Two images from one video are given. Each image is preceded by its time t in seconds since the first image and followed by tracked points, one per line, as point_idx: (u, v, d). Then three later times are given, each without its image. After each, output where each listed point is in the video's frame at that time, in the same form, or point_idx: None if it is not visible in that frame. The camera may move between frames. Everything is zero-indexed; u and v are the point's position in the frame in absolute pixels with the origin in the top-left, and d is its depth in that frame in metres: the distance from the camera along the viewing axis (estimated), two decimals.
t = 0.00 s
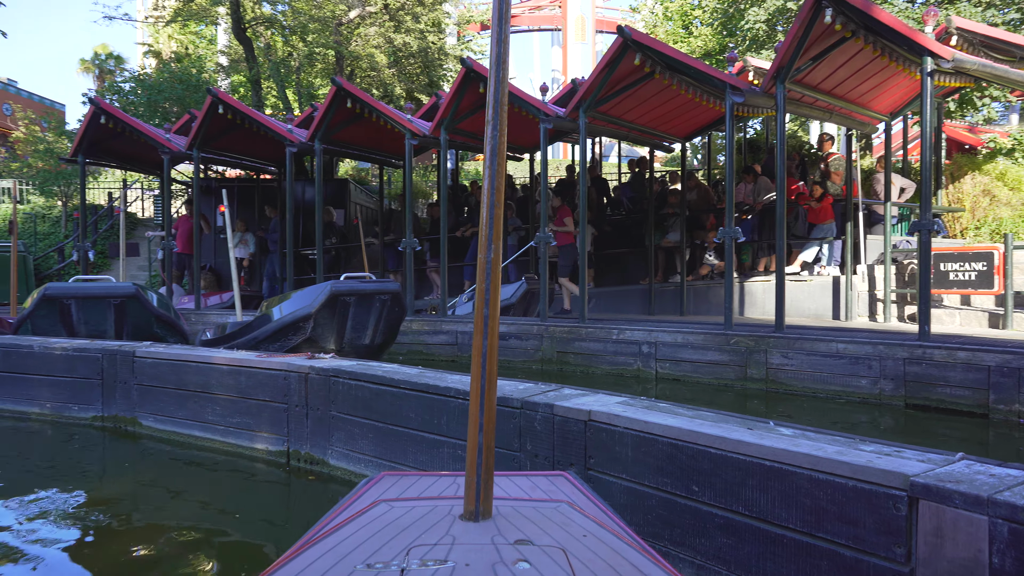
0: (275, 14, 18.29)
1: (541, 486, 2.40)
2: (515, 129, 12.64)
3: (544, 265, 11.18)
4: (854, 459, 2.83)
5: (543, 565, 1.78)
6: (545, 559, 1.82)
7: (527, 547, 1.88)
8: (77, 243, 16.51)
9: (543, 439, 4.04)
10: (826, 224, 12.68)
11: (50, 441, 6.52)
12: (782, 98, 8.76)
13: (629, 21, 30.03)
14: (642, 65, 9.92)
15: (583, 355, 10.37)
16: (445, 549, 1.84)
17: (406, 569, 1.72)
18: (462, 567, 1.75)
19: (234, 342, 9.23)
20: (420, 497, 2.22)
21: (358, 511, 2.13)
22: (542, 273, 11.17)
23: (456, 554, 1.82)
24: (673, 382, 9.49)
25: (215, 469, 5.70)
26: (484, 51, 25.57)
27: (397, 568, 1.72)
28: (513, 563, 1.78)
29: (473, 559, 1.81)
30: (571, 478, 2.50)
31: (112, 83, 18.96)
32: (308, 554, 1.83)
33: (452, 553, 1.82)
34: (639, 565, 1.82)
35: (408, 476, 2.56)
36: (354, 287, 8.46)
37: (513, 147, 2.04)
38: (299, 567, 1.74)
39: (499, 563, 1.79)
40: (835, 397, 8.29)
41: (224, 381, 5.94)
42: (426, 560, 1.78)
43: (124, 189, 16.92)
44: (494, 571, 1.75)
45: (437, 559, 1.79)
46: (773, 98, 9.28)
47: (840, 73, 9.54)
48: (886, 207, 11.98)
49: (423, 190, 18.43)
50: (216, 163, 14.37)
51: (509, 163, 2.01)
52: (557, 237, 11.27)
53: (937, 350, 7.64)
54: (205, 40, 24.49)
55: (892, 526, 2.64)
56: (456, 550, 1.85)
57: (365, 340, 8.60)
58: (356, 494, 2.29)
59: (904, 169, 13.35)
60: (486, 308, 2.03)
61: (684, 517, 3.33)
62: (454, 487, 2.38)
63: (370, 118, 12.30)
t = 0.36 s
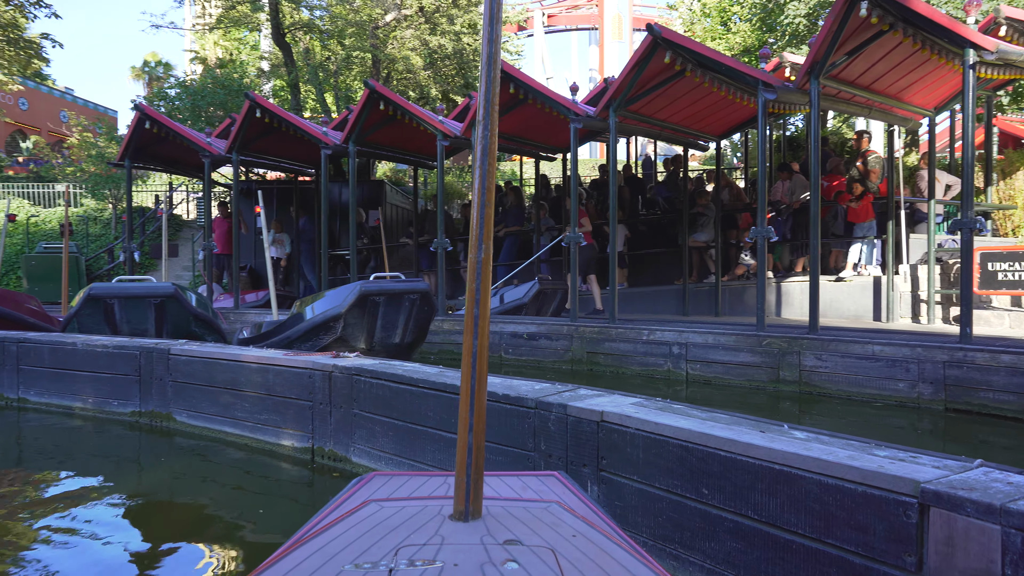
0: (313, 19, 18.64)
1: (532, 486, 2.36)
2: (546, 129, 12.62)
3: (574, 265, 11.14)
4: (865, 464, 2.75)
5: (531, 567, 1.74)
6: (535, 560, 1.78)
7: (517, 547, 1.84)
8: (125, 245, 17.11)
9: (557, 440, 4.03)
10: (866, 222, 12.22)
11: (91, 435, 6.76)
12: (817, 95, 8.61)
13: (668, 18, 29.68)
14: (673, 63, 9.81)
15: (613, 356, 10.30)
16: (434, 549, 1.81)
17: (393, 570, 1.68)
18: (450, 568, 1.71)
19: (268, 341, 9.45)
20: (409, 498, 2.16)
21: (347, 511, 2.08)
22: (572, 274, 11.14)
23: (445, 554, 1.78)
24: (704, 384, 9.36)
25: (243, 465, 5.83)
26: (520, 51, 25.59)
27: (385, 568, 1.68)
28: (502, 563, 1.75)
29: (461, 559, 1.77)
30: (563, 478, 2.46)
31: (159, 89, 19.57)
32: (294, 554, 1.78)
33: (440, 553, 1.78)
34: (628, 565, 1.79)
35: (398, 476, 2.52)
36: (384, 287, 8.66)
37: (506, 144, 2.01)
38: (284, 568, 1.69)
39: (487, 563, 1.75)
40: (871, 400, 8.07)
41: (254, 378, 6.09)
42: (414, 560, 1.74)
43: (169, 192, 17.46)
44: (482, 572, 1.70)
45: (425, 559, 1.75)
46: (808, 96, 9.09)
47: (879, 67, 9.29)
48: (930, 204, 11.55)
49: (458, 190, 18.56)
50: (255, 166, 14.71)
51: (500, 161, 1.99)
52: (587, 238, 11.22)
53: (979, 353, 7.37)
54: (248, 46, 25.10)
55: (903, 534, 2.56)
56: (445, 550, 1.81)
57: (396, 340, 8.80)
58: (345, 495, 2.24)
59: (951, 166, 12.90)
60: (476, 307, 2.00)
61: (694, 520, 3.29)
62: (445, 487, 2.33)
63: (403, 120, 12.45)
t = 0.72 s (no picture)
0: (351, 23, 18.96)
1: (524, 482, 2.37)
2: (578, 129, 12.61)
3: (604, 266, 11.10)
4: (877, 467, 2.70)
5: (522, 562, 1.74)
6: (525, 555, 1.78)
7: (507, 542, 1.84)
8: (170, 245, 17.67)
9: (573, 439, 4.03)
10: (907, 221, 11.86)
11: (130, 429, 7.00)
12: (853, 90, 8.42)
13: (706, 14, 29.27)
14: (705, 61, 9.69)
15: (643, 356, 10.22)
16: (426, 544, 1.79)
17: (384, 565, 1.66)
18: (441, 563, 1.70)
19: (302, 338, 9.67)
20: (400, 495, 2.16)
21: (337, 508, 2.07)
22: (602, 274, 11.10)
23: (435, 549, 1.77)
24: (736, 386, 9.23)
25: (271, 459, 5.98)
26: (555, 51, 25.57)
27: (376, 563, 1.67)
28: (493, 558, 1.74)
29: (452, 554, 1.77)
30: (555, 474, 2.46)
31: (203, 94, 20.15)
32: (283, 551, 1.76)
33: (431, 548, 1.77)
34: (617, 560, 1.78)
35: (391, 473, 2.52)
36: (414, 286, 8.79)
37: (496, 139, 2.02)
38: (274, 564, 1.67)
39: (478, 558, 1.74)
40: (908, 404, 7.84)
41: (283, 375, 6.25)
42: (405, 554, 1.73)
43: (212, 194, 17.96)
44: (473, 566, 1.70)
45: (416, 554, 1.74)
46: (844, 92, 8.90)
47: (919, 61, 9.03)
48: (977, 202, 11.11)
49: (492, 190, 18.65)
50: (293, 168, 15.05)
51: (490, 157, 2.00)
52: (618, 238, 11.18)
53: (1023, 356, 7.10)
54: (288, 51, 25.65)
55: (914, 540, 2.51)
56: (436, 544, 1.80)
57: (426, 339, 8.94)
58: (336, 493, 2.24)
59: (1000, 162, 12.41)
60: (467, 302, 2.01)
61: (706, 521, 3.26)
62: (435, 484, 2.31)
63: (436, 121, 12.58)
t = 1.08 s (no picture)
0: (391, 27, 19.21)
1: (524, 480, 2.39)
2: (613, 128, 12.54)
3: (638, 266, 11.00)
4: (900, 471, 2.64)
5: (527, 559, 1.75)
6: (530, 552, 1.79)
7: (511, 540, 1.85)
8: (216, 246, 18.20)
9: (597, 438, 4.03)
10: (955, 219, 11.33)
11: (174, 423, 7.24)
12: (895, 85, 8.17)
13: (748, 10, 28.72)
14: (741, 58, 9.54)
15: (678, 356, 10.12)
16: (430, 542, 1.81)
17: (389, 563, 1.68)
18: (446, 560, 1.72)
19: (339, 337, 9.84)
20: (402, 493, 2.20)
21: (339, 506, 2.10)
22: (637, 274, 11.01)
23: (440, 547, 1.79)
24: (773, 388, 9.07)
25: (304, 454, 6.12)
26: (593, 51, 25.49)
27: (382, 560, 1.69)
28: (497, 555, 1.75)
29: (456, 551, 1.78)
30: (555, 473, 2.48)
31: (248, 98, 20.68)
32: (289, 548, 1.78)
33: (436, 546, 1.78)
34: (621, 556, 1.79)
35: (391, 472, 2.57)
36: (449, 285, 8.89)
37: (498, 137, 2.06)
38: (279, 564, 1.69)
39: (482, 556, 1.76)
40: (953, 409, 7.57)
41: (318, 372, 6.41)
42: (411, 552, 1.75)
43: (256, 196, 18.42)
44: (478, 564, 1.72)
45: (421, 551, 1.76)
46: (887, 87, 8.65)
47: (967, 53, 8.71)
48: None
49: (529, 190, 18.68)
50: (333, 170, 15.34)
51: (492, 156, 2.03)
52: (653, 238, 11.10)
53: None
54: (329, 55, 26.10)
55: (937, 546, 2.44)
56: (440, 543, 1.82)
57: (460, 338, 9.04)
58: (338, 492, 2.27)
59: None
60: (469, 302, 2.05)
61: (726, 523, 3.23)
62: (437, 482, 2.35)
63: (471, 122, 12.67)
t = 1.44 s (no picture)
0: (432, 29, 19.38)
1: (517, 489, 2.39)
2: (652, 126, 12.38)
3: (676, 267, 10.84)
4: (923, 481, 2.53)
5: (519, 565, 1.72)
6: (522, 559, 1.75)
7: (503, 547, 1.82)
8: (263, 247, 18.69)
9: (617, 442, 3.98)
10: (1013, 217, 10.81)
11: (215, 419, 7.45)
12: (943, 78, 7.83)
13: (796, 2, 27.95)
14: (781, 53, 9.30)
15: (716, 358, 9.94)
16: (422, 550, 1.79)
17: (380, 569, 1.66)
18: (437, 567, 1.69)
19: (377, 337, 9.98)
20: (395, 500, 2.20)
21: (332, 514, 2.10)
22: (674, 274, 10.85)
23: (432, 555, 1.76)
24: (814, 391, 8.81)
25: (335, 452, 6.23)
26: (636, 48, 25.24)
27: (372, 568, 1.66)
28: (490, 562, 1.71)
29: (449, 559, 1.75)
30: (549, 479, 2.49)
31: (293, 102, 21.15)
32: (280, 558, 1.77)
33: (428, 554, 1.76)
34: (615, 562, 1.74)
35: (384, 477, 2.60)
36: (484, 286, 8.94)
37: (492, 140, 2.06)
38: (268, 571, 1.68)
39: (474, 563, 1.72)
40: (1006, 416, 7.21)
41: (350, 371, 6.52)
42: (402, 560, 1.72)
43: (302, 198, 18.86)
44: (469, 570, 1.69)
45: (412, 559, 1.73)
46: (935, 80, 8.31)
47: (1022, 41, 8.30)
48: None
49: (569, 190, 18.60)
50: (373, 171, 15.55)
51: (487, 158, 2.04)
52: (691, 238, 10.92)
53: None
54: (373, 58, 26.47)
55: (960, 562, 2.33)
56: (432, 550, 1.79)
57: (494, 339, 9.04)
58: (331, 499, 2.28)
59: None
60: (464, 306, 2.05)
61: (744, 531, 3.15)
62: (430, 490, 2.37)
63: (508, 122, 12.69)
